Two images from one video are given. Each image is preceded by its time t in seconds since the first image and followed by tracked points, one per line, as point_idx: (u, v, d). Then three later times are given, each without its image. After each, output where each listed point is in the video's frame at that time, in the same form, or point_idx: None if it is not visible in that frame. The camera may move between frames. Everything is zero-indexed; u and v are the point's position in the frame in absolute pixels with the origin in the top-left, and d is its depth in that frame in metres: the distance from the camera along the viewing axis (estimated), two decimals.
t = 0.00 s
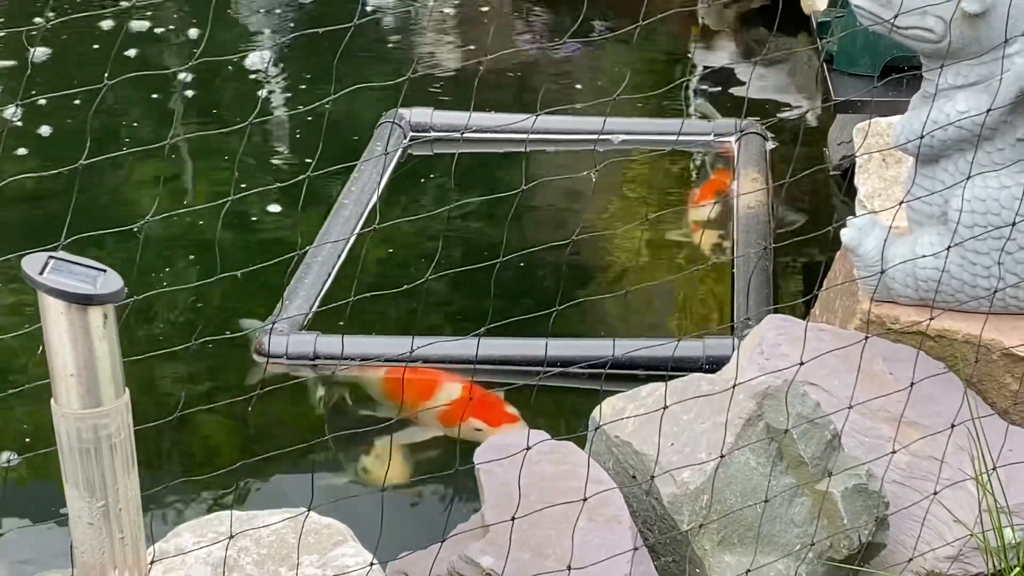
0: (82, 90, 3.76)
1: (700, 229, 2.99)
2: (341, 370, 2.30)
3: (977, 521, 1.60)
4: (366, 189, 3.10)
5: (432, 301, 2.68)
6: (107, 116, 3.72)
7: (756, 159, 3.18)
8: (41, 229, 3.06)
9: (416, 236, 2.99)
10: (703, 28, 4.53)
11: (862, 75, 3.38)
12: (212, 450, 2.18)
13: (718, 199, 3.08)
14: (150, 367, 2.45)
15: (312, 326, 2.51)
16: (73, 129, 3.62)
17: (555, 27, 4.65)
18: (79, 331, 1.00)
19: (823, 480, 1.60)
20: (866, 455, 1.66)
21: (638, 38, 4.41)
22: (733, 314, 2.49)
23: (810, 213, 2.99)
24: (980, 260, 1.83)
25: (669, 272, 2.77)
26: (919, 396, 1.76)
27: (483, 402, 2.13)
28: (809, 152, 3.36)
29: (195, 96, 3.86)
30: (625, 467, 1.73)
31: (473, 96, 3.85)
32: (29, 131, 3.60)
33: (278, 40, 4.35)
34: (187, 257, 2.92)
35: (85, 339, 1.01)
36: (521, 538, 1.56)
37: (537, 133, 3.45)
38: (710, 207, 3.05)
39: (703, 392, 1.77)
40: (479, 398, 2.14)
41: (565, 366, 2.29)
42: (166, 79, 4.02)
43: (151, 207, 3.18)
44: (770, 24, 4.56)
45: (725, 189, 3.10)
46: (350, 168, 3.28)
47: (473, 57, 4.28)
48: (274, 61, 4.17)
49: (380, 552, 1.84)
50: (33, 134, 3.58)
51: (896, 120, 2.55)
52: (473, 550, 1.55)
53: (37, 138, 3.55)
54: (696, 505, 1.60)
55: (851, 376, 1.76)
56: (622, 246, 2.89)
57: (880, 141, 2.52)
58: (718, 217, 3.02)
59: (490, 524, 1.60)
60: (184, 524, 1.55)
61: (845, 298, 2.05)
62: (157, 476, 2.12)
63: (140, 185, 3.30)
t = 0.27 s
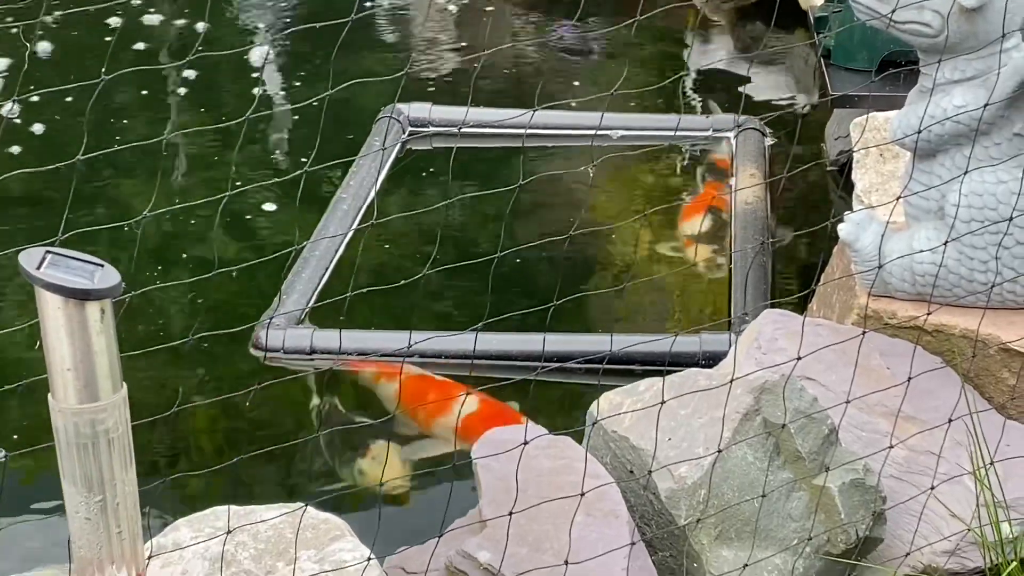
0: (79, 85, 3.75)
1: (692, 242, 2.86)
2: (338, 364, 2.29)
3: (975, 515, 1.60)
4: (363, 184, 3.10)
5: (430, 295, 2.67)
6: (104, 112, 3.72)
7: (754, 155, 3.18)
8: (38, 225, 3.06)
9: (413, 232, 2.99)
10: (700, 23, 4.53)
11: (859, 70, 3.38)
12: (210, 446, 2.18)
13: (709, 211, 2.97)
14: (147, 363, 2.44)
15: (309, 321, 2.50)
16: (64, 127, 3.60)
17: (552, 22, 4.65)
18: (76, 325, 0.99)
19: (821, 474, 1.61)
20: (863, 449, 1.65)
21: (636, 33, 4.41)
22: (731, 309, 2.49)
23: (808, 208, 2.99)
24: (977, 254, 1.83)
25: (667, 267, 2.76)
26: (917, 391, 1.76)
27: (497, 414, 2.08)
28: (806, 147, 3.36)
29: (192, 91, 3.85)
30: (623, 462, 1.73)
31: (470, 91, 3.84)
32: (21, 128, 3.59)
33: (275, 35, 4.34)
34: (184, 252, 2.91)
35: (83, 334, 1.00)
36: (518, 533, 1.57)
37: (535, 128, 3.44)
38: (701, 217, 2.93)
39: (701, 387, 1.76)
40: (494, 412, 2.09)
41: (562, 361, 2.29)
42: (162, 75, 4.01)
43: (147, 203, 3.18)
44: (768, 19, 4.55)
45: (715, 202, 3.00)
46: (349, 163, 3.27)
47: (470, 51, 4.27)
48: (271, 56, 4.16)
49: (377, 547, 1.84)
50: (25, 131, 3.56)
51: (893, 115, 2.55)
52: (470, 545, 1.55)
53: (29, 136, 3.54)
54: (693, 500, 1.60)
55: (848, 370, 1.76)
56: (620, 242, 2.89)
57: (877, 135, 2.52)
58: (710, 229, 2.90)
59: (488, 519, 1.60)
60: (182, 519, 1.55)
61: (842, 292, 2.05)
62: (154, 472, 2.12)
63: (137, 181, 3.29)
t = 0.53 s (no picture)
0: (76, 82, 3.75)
1: (686, 259, 2.78)
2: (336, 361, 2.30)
3: (973, 511, 1.60)
4: (363, 181, 3.10)
5: (428, 292, 2.68)
6: (102, 108, 3.71)
7: (753, 152, 3.17)
8: (35, 222, 3.05)
9: (412, 229, 2.99)
10: (699, 20, 4.53)
11: (858, 66, 3.38)
12: (208, 443, 2.18)
13: (701, 228, 2.89)
14: (146, 359, 2.45)
15: (307, 318, 2.51)
16: (57, 125, 3.58)
17: (550, 18, 4.65)
18: (74, 322, 0.99)
19: (819, 471, 1.62)
20: (861, 446, 1.67)
21: (634, 30, 4.41)
22: (728, 306, 2.49)
23: (806, 205, 2.99)
24: (975, 250, 1.83)
25: (665, 263, 2.76)
26: (915, 387, 1.76)
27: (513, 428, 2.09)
28: (804, 144, 3.36)
29: (190, 88, 3.85)
30: (621, 458, 1.73)
31: (468, 88, 3.85)
32: (15, 126, 3.57)
33: (274, 32, 4.34)
34: (183, 250, 2.91)
35: (81, 330, 1.00)
36: (517, 529, 1.57)
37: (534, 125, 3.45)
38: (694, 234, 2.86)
39: (699, 383, 1.76)
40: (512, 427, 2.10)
41: (560, 358, 2.30)
42: (160, 72, 4.01)
43: (146, 199, 3.18)
44: (766, 15, 4.55)
45: (708, 218, 2.93)
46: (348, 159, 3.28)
47: (468, 48, 4.27)
48: (270, 53, 4.16)
49: (375, 543, 1.84)
50: (19, 129, 3.55)
51: (892, 111, 2.54)
52: (469, 541, 1.55)
53: (23, 134, 3.52)
54: (692, 496, 1.60)
55: (847, 367, 1.77)
56: (619, 239, 2.89)
57: (876, 132, 2.52)
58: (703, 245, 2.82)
59: (486, 515, 1.60)
60: (180, 515, 1.55)
61: (840, 289, 2.05)
62: (152, 468, 2.12)
63: (135, 177, 3.29)
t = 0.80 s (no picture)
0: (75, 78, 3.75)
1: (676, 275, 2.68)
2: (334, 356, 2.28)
3: (972, 507, 1.60)
4: (362, 177, 3.10)
5: (427, 288, 2.67)
6: (101, 104, 3.71)
7: (753, 148, 3.16)
8: (32, 219, 3.05)
9: (411, 225, 3.00)
10: (697, 16, 4.53)
11: (857, 62, 3.39)
12: (207, 439, 2.18)
13: (692, 244, 2.79)
14: (145, 355, 2.45)
15: (305, 314, 2.50)
16: (52, 122, 3.57)
17: (549, 14, 4.65)
18: (74, 317, 0.99)
19: (818, 466, 1.62)
20: (860, 441, 1.69)
21: (633, 26, 4.41)
22: (727, 302, 2.49)
23: (804, 200, 2.99)
24: (974, 246, 1.83)
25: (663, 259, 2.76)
26: (914, 382, 1.76)
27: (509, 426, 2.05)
28: (803, 140, 3.36)
29: (189, 84, 3.85)
30: (619, 453, 1.72)
31: (467, 84, 3.85)
32: (10, 124, 3.56)
33: (272, 28, 4.33)
34: (181, 246, 2.91)
35: (80, 325, 1.00)
36: (515, 524, 1.57)
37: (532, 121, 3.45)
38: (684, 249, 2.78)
39: (698, 378, 1.76)
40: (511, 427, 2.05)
41: (558, 354, 2.29)
42: (159, 68, 4.01)
43: (145, 195, 3.17)
44: (765, 11, 4.56)
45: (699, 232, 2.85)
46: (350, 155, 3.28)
47: (467, 44, 4.27)
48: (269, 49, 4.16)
49: (373, 538, 1.84)
50: (14, 127, 3.54)
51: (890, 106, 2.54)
52: (468, 537, 1.55)
53: (20, 130, 3.52)
54: (690, 491, 1.60)
55: (845, 362, 1.77)
56: (618, 235, 2.89)
57: (874, 127, 2.52)
58: (693, 262, 2.73)
59: (485, 511, 1.61)
60: (179, 510, 1.55)
61: (839, 284, 2.05)
62: (151, 464, 2.12)
63: (134, 173, 3.29)
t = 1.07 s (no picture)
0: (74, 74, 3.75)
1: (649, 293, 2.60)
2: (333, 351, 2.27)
3: (971, 502, 1.61)
4: (361, 170, 3.09)
5: (426, 284, 2.67)
6: (100, 100, 3.71)
7: (753, 144, 3.14)
8: (29, 216, 3.04)
9: (409, 220, 2.99)
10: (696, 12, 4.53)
11: (855, 57, 3.38)
12: (206, 434, 2.18)
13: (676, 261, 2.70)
14: (143, 350, 2.45)
15: (303, 309, 2.49)
16: (47, 119, 3.56)
17: (547, 10, 4.64)
18: (72, 312, 0.99)
19: (816, 461, 1.62)
20: (858, 436, 1.67)
21: (632, 21, 4.41)
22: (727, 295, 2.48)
23: (803, 196, 2.99)
24: (973, 241, 1.83)
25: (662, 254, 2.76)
26: (912, 377, 1.76)
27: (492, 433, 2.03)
28: (801, 135, 3.36)
29: (188, 79, 3.85)
30: (618, 449, 1.72)
31: (466, 79, 3.84)
32: (5, 121, 3.55)
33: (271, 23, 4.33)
34: (180, 241, 2.91)
35: (78, 321, 1.00)
36: (514, 520, 1.57)
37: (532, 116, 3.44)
38: (670, 269, 2.68)
39: (697, 373, 1.76)
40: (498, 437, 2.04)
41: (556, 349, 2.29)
42: (158, 64, 4.01)
43: (143, 190, 3.17)
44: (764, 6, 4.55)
45: (690, 250, 2.74)
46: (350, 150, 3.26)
47: (466, 40, 4.27)
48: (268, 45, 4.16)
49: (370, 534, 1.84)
50: (10, 124, 3.53)
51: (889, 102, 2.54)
52: (467, 532, 1.55)
53: (18, 126, 3.52)
54: (689, 486, 1.60)
55: (844, 357, 1.77)
56: (616, 231, 2.90)
57: (873, 123, 2.51)
58: (671, 280, 2.64)
59: (484, 506, 1.61)
60: (177, 506, 1.55)
61: (838, 279, 2.05)
62: (149, 459, 2.12)
63: (132, 168, 3.29)
